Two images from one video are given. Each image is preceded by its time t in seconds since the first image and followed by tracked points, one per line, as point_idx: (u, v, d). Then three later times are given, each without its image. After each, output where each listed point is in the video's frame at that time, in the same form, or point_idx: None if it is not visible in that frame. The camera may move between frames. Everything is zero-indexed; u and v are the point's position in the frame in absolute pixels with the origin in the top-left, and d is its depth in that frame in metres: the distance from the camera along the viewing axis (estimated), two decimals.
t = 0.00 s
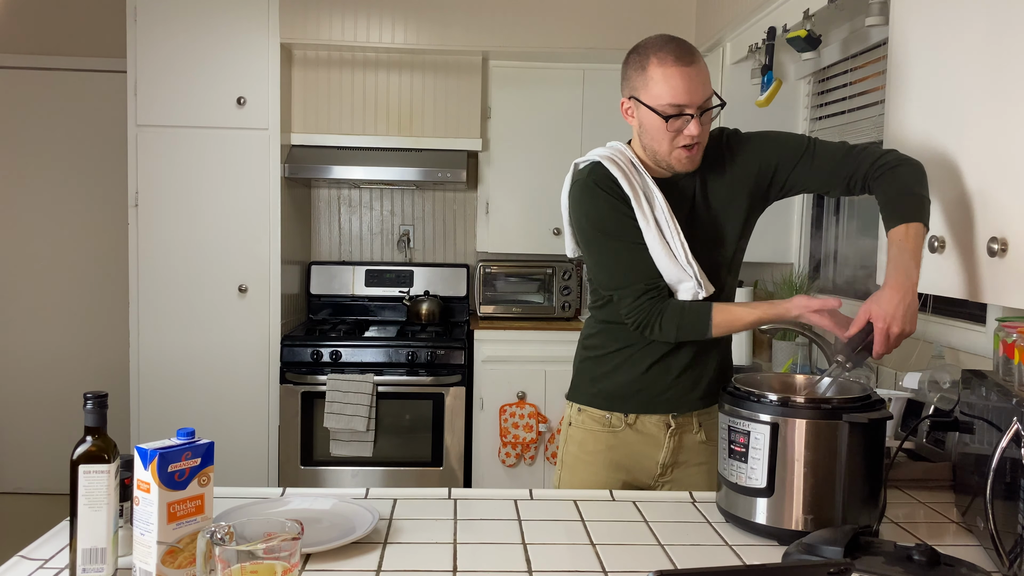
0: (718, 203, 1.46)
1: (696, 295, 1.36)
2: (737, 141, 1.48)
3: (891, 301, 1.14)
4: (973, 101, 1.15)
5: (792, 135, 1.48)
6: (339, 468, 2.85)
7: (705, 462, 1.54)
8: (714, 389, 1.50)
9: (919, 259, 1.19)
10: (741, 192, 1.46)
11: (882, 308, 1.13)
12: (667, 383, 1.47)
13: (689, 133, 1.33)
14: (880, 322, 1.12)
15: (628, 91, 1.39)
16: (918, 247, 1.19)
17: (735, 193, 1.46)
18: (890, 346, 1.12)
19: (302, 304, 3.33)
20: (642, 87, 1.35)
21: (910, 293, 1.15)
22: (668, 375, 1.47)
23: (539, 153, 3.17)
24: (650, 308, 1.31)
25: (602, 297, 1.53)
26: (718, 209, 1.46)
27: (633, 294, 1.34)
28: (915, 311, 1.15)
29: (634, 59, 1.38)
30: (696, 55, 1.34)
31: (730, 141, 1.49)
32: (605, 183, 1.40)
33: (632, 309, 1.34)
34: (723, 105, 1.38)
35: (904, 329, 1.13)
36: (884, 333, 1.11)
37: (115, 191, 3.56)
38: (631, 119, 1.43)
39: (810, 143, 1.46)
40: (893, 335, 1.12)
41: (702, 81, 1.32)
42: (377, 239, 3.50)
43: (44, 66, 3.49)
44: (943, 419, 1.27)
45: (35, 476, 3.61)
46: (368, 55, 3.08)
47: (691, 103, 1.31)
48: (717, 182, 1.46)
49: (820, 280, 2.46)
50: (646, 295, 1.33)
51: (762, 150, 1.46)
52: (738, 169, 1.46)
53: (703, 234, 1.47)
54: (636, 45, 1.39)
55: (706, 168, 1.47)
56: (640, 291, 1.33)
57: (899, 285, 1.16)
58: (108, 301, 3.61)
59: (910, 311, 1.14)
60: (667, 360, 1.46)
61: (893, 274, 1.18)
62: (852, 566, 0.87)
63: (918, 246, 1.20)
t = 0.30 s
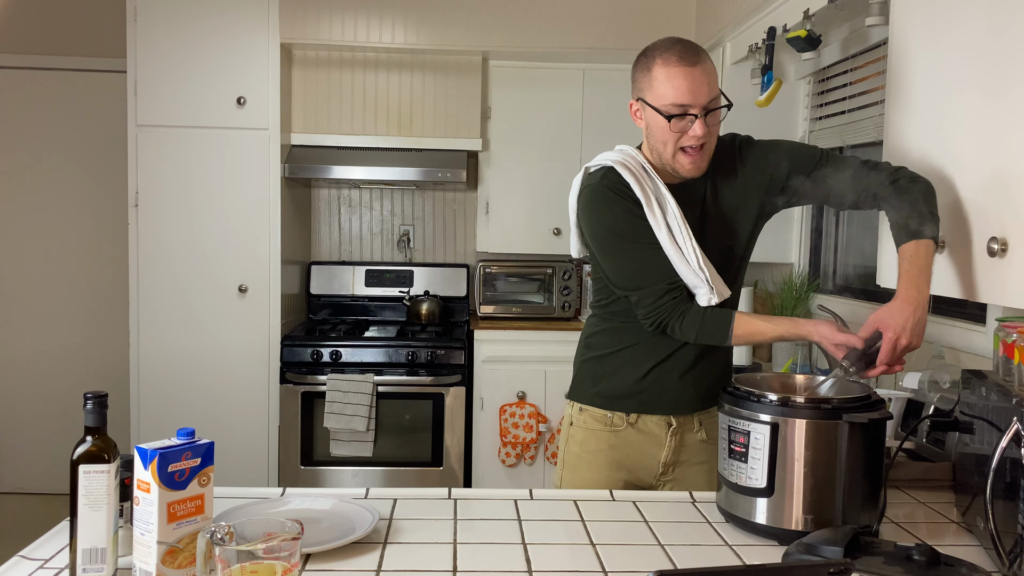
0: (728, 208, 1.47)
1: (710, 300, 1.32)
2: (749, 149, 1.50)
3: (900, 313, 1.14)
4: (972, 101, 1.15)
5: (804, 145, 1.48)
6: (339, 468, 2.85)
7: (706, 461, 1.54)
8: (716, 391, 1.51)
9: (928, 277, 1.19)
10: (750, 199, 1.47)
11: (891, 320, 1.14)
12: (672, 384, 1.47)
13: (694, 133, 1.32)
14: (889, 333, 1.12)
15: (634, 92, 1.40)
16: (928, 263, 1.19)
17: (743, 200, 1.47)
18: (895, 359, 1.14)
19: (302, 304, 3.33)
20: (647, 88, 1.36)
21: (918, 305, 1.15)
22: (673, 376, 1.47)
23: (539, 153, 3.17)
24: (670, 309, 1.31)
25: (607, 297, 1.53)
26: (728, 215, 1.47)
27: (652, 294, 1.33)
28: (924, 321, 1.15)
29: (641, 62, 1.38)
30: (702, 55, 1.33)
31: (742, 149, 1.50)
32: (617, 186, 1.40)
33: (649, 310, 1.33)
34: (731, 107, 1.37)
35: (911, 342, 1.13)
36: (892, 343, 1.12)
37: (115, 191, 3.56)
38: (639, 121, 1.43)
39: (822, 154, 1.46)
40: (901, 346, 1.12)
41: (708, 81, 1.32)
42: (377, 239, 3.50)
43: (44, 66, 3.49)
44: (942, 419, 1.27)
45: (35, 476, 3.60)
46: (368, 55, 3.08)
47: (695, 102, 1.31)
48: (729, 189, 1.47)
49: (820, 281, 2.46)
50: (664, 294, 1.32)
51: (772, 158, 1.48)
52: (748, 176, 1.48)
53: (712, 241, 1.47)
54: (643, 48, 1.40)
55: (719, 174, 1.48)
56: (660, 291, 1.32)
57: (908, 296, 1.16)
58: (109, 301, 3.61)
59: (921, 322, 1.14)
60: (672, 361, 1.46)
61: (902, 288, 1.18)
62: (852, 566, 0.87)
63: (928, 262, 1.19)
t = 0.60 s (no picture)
0: (738, 215, 1.48)
1: (713, 304, 1.33)
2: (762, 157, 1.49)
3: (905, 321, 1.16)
4: (972, 101, 1.15)
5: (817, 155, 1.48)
6: (339, 468, 2.85)
7: (710, 460, 1.54)
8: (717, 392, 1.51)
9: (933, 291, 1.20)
10: (758, 207, 1.48)
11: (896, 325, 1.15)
12: (676, 387, 1.47)
13: (705, 139, 1.33)
14: (894, 337, 1.14)
15: (650, 91, 1.39)
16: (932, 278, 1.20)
17: (752, 207, 1.47)
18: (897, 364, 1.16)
19: (302, 304, 3.33)
20: (662, 89, 1.35)
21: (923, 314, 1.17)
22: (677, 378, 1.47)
23: (539, 153, 3.17)
24: (671, 310, 1.31)
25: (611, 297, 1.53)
26: (736, 222, 1.48)
27: (656, 295, 1.33)
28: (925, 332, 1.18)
29: (659, 60, 1.38)
30: (721, 60, 1.32)
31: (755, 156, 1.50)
32: (624, 186, 1.39)
33: (652, 310, 1.33)
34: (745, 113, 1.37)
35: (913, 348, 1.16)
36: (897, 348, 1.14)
37: (115, 191, 3.56)
38: (653, 119, 1.43)
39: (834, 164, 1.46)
40: (904, 353, 1.15)
41: (723, 87, 1.31)
42: (376, 238, 3.50)
43: (44, 66, 3.49)
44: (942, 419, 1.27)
45: (35, 476, 3.61)
46: (367, 55, 3.08)
47: (708, 109, 1.31)
48: (739, 197, 1.47)
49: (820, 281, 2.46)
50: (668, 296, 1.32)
51: (783, 167, 1.48)
52: (758, 184, 1.47)
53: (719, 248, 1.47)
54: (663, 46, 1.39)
55: (729, 180, 1.48)
56: (663, 292, 1.32)
57: (912, 306, 1.18)
58: (109, 301, 3.61)
59: (921, 334, 1.17)
60: (676, 363, 1.46)
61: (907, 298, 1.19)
62: (852, 566, 0.87)
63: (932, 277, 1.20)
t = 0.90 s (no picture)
0: (739, 211, 1.48)
1: (714, 301, 1.33)
2: (760, 153, 1.50)
3: (886, 299, 1.13)
4: (973, 101, 1.15)
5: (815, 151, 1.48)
6: (339, 468, 2.85)
7: (711, 461, 1.54)
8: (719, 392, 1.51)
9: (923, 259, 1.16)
10: (758, 202, 1.48)
11: (875, 309, 1.12)
12: (678, 385, 1.47)
13: (710, 138, 1.33)
14: (874, 322, 1.12)
15: (657, 88, 1.39)
16: (919, 250, 1.17)
17: (752, 202, 1.48)
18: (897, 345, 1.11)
19: (302, 304, 3.33)
20: (670, 86, 1.35)
21: (906, 288, 1.13)
22: (679, 376, 1.47)
23: (539, 153, 3.17)
24: (671, 308, 1.30)
25: (613, 297, 1.53)
26: (737, 218, 1.48)
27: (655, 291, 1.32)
28: (916, 302, 1.12)
29: (668, 58, 1.38)
30: (730, 61, 1.33)
31: (753, 153, 1.50)
32: (627, 182, 1.39)
33: (653, 307, 1.32)
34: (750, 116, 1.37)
35: (906, 325, 1.11)
36: (882, 333, 1.11)
37: (115, 191, 3.56)
38: (658, 116, 1.43)
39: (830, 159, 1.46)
40: (891, 333, 1.10)
41: (731, 88, 1.31)
42: (377, 239, 3.50)
43: (43, 66, 3.49)
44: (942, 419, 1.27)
45: (35, 476, 3.61)
46: (368, 55, 3.08)
47: (715, 109, 1.31)
48: (740, 192, 1.47)
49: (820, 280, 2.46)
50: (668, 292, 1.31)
51: (782, 163, 1.48)
52: (759, 180, 1.48)
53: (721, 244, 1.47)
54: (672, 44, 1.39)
55: (730, 177, 1.48)
56: (663, 289, 1.32)
57: (894, 281, 1.14)
58: (109, 301, 3.61)
59: (909, 305, 1.12)
60: (677, 361, 1.46)
61: (886, 274, 1.16)
62: (852, 566, 0.87)
63: (920, 249, 1.17)
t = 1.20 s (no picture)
0: (730, 207, 1.48)
1: (704, 300, 1.31)
2: (748, 146, 1.50)
3: (878, 308, 1.11)
4: (973, 101, 1.15)
5: (803, 143, 1.48)
6: (339, 468, 2.85)
7: (710, 462, 1.54)
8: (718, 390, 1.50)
9: (915, 263, 1.15)
10: (748, 197, 1.48)
11: (867, 317, 1.11)
12: (674, 384, 1.47)
13: (695, 136, 1.33)
14: (868, 331, 1.10)
15: (640, 89, 1.39)
16: (912, 253, 1.15)
17: (743, 198, 1.48)
18: (891, 353, 1.08)
19: (302, 304, 3.33)
20: (652, 87, 1.35)
21: (899, 294, 1.11)
22: (676, 376, 1.47)
23: (539, 152, 3.16)
24: (661, 309, 1.31)
25: (610, 298, 1.53)
26: (728, 215, 1.48)
27: (647, 292, 1.33)
28: (908, 308, 1.10)
29: (649, 58, 1.38)
30: (710, 58, 1.33)
31: (742, 147, 1.50)
32: (615, 185, 1.39)
33: (645, 308, 1.33)
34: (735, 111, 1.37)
35: (899, 332, 1.09)
36: (874, 341, 1.09)
37: (115, 190, 3.56)
38: (642, 117, 1.44)
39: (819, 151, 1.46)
40: (884, 341, 1.08)
41: (713, 86, 1.31)
42: (377, 239, 3.50)
43: (43, 66, 3.48)
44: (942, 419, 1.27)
45: (35, 476, 3.61)
46: (367, 55, 3.08)
47: (698, 107, 1.31)
48: (729, 189, 1.47)
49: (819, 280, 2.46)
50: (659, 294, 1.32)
51: (771, 157, 1.48)
52: (748, 175, 1.48)
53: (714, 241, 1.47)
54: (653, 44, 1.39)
55: (718, 174, 1.48)
56: (654, 291, 1.32)
57: (884, 287, 1.12)
58: (109, 301, 3.61)
59: (902, 312, 1.10)
60: (674, 361, 1.46)
61: (876, 280, 1.14)
62: (852, 566, 0.87)
63: (912, 252, 1.15)
